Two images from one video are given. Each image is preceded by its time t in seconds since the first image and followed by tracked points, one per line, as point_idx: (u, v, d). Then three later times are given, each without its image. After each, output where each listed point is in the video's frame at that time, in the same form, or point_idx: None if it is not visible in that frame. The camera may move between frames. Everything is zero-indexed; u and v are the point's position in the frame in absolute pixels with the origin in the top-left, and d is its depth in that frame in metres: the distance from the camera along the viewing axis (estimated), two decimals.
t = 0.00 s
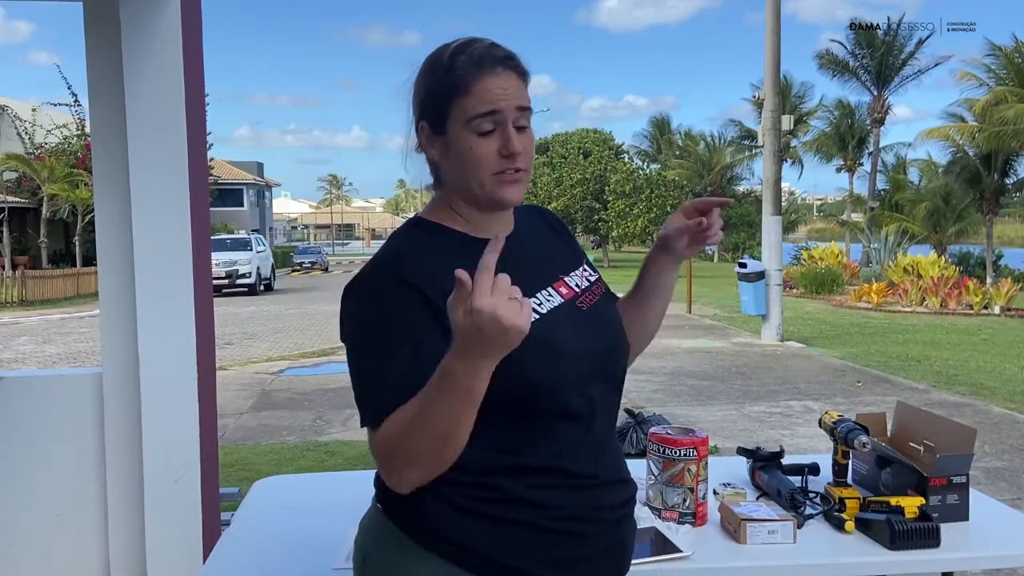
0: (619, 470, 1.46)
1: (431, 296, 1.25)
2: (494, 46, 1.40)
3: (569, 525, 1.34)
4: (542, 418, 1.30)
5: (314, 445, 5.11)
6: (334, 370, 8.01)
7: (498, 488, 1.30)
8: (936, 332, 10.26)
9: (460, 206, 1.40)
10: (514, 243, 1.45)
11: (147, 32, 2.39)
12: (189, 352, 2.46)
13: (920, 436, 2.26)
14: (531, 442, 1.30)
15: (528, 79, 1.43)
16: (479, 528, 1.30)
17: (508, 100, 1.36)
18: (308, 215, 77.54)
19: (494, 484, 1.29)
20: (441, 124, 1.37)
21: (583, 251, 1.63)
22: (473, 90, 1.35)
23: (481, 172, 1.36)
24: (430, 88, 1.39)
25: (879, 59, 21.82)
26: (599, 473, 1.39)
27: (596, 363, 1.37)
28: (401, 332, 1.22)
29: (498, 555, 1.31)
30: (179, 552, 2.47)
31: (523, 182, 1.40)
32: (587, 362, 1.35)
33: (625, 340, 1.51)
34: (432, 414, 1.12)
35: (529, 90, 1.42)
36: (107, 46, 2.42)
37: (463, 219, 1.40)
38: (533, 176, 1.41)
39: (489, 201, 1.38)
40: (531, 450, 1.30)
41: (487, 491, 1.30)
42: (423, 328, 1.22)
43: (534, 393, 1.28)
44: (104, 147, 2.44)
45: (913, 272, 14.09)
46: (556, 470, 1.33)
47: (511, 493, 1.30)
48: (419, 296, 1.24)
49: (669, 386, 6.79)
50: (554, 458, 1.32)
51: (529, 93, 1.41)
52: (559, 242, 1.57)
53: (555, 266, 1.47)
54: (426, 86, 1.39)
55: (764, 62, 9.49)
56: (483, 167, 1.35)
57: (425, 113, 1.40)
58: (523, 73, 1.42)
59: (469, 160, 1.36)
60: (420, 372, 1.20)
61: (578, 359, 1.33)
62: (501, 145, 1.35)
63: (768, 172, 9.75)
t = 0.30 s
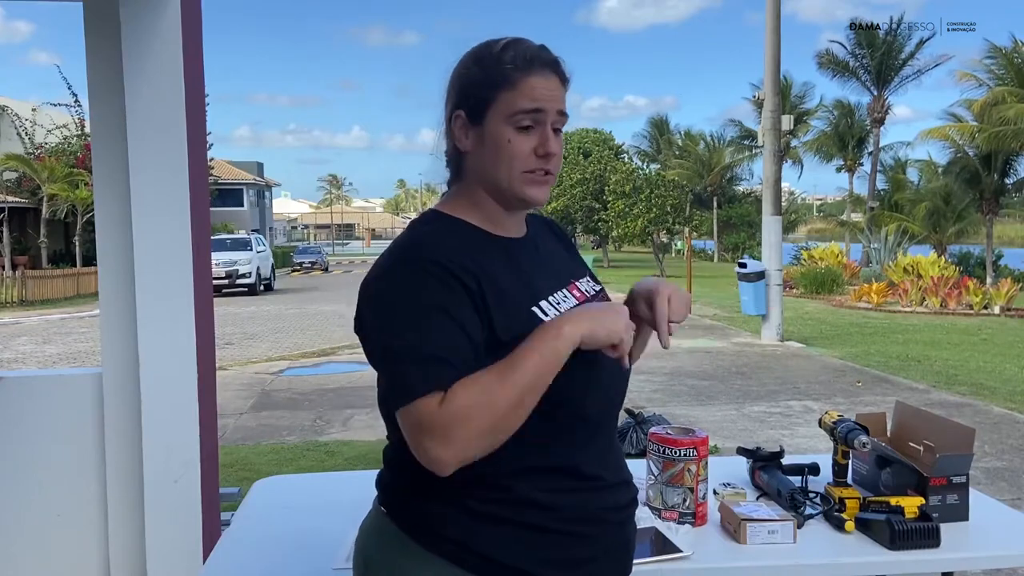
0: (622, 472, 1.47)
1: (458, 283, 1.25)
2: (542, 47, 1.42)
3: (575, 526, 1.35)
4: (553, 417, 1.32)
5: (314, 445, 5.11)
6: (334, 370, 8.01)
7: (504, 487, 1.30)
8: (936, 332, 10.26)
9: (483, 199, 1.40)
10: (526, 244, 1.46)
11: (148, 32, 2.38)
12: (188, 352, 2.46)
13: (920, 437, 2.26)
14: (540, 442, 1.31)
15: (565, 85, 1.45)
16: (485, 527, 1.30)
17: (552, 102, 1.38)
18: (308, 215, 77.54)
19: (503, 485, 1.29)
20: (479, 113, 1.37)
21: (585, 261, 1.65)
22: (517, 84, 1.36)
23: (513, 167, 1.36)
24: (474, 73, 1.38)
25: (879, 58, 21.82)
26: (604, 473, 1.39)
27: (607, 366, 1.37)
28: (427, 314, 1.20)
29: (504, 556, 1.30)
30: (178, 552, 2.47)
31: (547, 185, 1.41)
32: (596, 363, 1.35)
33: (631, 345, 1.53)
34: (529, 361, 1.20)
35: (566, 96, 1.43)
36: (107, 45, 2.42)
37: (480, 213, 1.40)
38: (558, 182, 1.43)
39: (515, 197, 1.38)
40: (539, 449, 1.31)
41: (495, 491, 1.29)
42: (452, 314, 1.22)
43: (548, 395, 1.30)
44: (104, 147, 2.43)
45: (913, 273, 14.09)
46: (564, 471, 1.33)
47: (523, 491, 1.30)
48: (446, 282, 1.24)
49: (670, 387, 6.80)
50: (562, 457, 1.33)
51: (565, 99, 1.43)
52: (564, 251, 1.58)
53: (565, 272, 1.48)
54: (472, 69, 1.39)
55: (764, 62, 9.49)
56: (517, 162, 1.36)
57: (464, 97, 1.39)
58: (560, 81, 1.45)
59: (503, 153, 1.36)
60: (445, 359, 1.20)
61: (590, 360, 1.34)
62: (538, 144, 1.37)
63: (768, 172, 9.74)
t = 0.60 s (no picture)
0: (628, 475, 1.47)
1: (461, 282, 1.25)
2: (542, 46, 1.42)
3: (580, 528, 1.35)
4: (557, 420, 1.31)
5: (314, 445, 5.11)
6: (335, 370, 8.01)
7: (504, 488, 1.29)
8: (935, 332, 10.26)
9: (489, 204, 1.40)
10: (535, 244, 1.45)
11: (148, 31, 2.38)
12: (188, 351, 2.46)
13: (920, 437, 2.26)
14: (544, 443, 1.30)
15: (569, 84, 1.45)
16: (489, 530, 1.30)
17: (552, 101, 1.37)
18: (308, 215, 77.52)
19: (509, 487, 1.30)
20: (481, 116, 1.38)
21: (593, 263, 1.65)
22: (517, 84, 1.36)
23: (515, 168, 1.37)
24: (474, 76, 1.39)
25: (879, 58, 21.82)
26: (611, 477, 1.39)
27: (612, 368, 1.38)
28: (431, 311, 1.21)
29: (508, 557, 1.30)
30: (178, 551, 2.47)
31: (551, 185, 1.41)
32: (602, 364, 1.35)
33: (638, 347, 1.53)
34: (545, 430, 1.25)
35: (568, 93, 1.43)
36: (107, 45, 2.42)
37: (488, 215, 1.40)
38: (563, 181, 1.43)
39: (519, 198, 1.38)
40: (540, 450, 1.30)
41: (500, 493, 1.30)
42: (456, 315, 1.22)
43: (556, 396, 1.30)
44: (104, 147, 2.44)
45: (913, 273, 14.09)
46: (569, 472, 1.34)
47: (528, 496, 1.30)
48: (450, 282, 1.24)
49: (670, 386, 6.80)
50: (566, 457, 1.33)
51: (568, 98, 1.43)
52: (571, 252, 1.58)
53: (572, 273, 1.48)
54: (472, 72, 1.39)
55: (764, 62, 9.49)
56: (519, 163, 1.36)
57: (466, 101, 1.40)
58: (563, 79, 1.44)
59: (503, 154, 1.36)
60: (448, 360, 1.20)
61: (596, 360, 1.34)
62: (538, 144, 1.36)
63: (768, 172, 9.74)
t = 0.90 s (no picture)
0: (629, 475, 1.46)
1: (452, 284, 1.25)
2: (525, 43, 1.40)
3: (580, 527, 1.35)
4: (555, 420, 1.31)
5: (314, 445, 5.11)
6: (334, 370, 8.01)
7: (501, 489, 1.30)
8: (934, 332, 10.26)
9: (483, 203, 1.40)
10: (533, 243, 1.46)
11: (147, 30, 2.38)
12: (188, 351, 2.46)
13: (920, 437, 2.26)
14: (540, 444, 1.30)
15: (555, 81, 1.44)
16: (489, 530, 1.30)
17: (537, 101, 1.37)
18: (308, 215, 77.49)
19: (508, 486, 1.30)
20: (467, 120, 1.38)
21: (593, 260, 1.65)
22: (501, 87, 1.35)
23: (503, 170, 1.37)
24: (457, 81, 1.39)
25: (878, 58, 21.83)
26: (609, 473, 1.38)
27: (609, 365, 1.39)
28: (425, 312, 1.22)
29: (508, 556, 1.30)
30: (178, 552, 2.47)
31: (543, 183, 1.41)
32: (599, 362, 1.35)
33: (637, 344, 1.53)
34: (533, 423, 1.23)
35: (554, 91, 1.42)
36: (107, 46, 2.43)
37: (483, 216, 1.40)
38: (553, 178, 1.43)
39: (510, 200, 1.38)
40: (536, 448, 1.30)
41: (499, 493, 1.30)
42: (447, 318, 1.22)
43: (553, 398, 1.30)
44: (104, 147, 2.44)
45: (913, 273, 14.09)
46: (568, 472, 1.33)
47: (526, 494, 1.31)
48: (441, 285, 1.24)
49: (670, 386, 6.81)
50: (564, 457, 1.33)
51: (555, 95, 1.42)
52: (570, 246, 1.58)
53: (570, 269, 1.48)
54: (454, 77, 1.39)
55: (764, 62, 9.49)
56: (507, 165, 1.36)
57: (452, 104, 1.40)
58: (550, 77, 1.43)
59: (493, 158, 1.36)
60: (441, 361, 1.20)
61: (592, 358, 1.34)
62: (525, 145, 1.36)
63: (768, 172, 9.75)
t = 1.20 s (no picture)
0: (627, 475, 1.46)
1: (442, 287, 1.25)
2: (515, 43, 1.41)
3: (576, 527, 1.34)
4: (552, 422, 1.30)
5: (314, 446, 5.11)
6: (335, 370, 8.00)
7: (498, 490, 1.29)
8: (934, 332, 10.25)
9: (477, 205, 1.40)
10: (530, 244, 1.46)
11: (148, 30, 2.38)
12: (188, 350, 2.46)
13: (921, 437, 2.26)
14: (536, 445, 1.30)
15: (547, 81, 1.44)
16: (486, 531, 1.30)
17: (526, 99, 1.36)
18: (308, 215, 77.47)
19: (504, 488, 1.30)
20: (459, 122, 1.38)
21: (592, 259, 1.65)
22: (491, 88, 1.35)
23: (495, 170, 1.36)
24: (448, 83, 1.40)
25: (877, 58, 21.85)
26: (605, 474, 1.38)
27: (606, 365, 1.38)
28: (418, 317, 1.21)
29: (503, 558, 1.30)
30: (178, 551, 2.47)
31: (536, 183, 1.41)
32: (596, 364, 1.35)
33: (635, 344, 1.52)
34: (480, 381, 1.17)
35: (546, 93, 1.42)
36: (107, 46, 2.43)
37: (478, 219, 1.40)
38: (547, 177, 1.42)
39: (503, 201, 1.38)
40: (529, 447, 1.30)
41: (495, 493, 1.29)
42: (439, 323, 1.22)
43: (549, 400, 1.29)
44: (104, 147, 2.44)
45: (913, 272, 14.09)
46: (565, 473, 1.33)
47: (521, 494, 1.30)
48: (432, 289, 1.24)
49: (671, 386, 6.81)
50: (561, 458, 1.32)
51: (548, 94, 1.42)
52: (569, 246, 1.58)
53: (567, 269, 1.48)
54: (444, 79, 1.40)
55: (764, 62, 9.49)
56: (497, 166, 1.36)
57: (444, 106, 1.41)
58: (543, 76, 1.43)
59: (484, 158, 1.36)
60: (432, 364, 1.20)
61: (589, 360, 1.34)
62: (516, 145, 1.35)
63: (768, 172, 9.75)
